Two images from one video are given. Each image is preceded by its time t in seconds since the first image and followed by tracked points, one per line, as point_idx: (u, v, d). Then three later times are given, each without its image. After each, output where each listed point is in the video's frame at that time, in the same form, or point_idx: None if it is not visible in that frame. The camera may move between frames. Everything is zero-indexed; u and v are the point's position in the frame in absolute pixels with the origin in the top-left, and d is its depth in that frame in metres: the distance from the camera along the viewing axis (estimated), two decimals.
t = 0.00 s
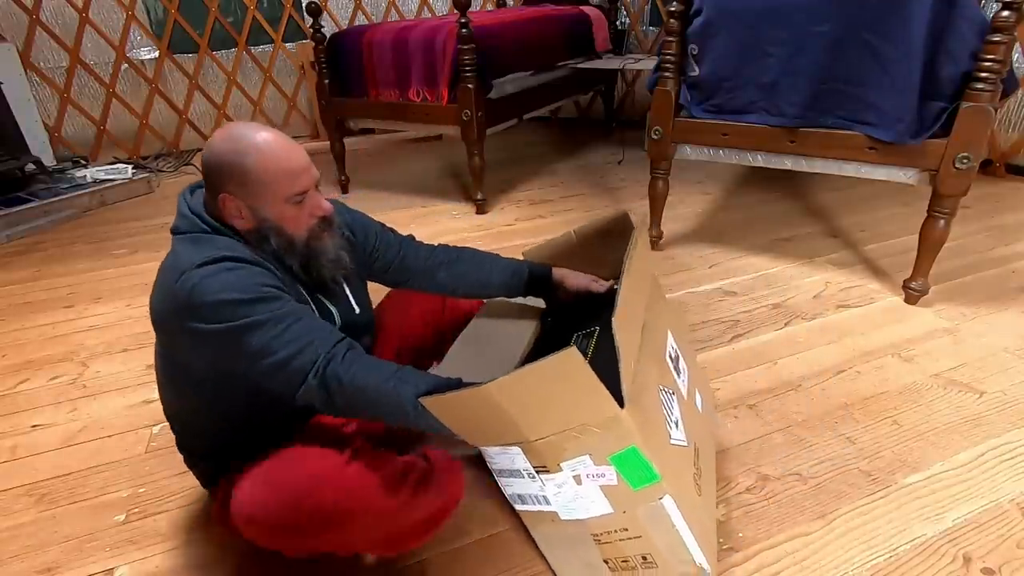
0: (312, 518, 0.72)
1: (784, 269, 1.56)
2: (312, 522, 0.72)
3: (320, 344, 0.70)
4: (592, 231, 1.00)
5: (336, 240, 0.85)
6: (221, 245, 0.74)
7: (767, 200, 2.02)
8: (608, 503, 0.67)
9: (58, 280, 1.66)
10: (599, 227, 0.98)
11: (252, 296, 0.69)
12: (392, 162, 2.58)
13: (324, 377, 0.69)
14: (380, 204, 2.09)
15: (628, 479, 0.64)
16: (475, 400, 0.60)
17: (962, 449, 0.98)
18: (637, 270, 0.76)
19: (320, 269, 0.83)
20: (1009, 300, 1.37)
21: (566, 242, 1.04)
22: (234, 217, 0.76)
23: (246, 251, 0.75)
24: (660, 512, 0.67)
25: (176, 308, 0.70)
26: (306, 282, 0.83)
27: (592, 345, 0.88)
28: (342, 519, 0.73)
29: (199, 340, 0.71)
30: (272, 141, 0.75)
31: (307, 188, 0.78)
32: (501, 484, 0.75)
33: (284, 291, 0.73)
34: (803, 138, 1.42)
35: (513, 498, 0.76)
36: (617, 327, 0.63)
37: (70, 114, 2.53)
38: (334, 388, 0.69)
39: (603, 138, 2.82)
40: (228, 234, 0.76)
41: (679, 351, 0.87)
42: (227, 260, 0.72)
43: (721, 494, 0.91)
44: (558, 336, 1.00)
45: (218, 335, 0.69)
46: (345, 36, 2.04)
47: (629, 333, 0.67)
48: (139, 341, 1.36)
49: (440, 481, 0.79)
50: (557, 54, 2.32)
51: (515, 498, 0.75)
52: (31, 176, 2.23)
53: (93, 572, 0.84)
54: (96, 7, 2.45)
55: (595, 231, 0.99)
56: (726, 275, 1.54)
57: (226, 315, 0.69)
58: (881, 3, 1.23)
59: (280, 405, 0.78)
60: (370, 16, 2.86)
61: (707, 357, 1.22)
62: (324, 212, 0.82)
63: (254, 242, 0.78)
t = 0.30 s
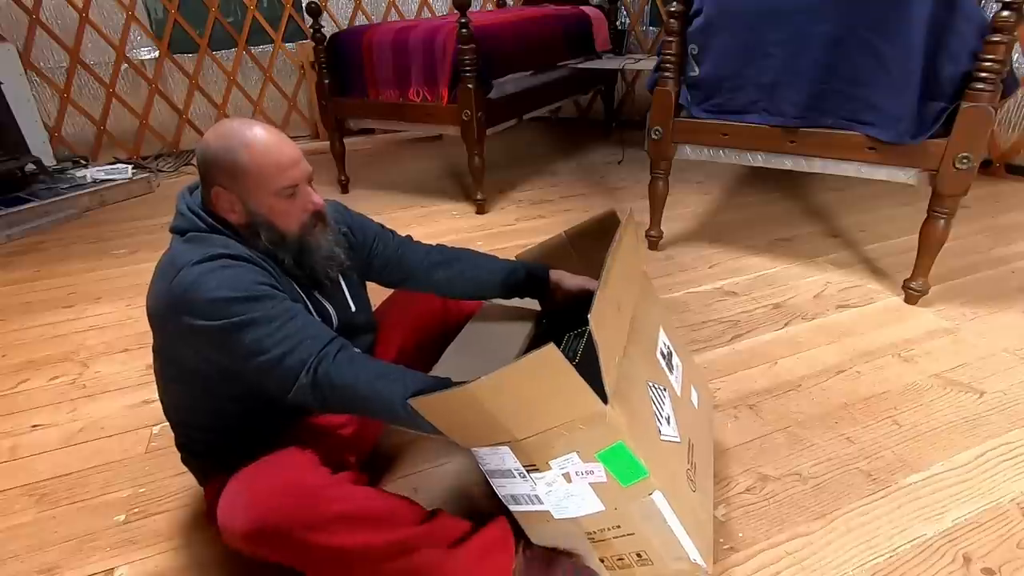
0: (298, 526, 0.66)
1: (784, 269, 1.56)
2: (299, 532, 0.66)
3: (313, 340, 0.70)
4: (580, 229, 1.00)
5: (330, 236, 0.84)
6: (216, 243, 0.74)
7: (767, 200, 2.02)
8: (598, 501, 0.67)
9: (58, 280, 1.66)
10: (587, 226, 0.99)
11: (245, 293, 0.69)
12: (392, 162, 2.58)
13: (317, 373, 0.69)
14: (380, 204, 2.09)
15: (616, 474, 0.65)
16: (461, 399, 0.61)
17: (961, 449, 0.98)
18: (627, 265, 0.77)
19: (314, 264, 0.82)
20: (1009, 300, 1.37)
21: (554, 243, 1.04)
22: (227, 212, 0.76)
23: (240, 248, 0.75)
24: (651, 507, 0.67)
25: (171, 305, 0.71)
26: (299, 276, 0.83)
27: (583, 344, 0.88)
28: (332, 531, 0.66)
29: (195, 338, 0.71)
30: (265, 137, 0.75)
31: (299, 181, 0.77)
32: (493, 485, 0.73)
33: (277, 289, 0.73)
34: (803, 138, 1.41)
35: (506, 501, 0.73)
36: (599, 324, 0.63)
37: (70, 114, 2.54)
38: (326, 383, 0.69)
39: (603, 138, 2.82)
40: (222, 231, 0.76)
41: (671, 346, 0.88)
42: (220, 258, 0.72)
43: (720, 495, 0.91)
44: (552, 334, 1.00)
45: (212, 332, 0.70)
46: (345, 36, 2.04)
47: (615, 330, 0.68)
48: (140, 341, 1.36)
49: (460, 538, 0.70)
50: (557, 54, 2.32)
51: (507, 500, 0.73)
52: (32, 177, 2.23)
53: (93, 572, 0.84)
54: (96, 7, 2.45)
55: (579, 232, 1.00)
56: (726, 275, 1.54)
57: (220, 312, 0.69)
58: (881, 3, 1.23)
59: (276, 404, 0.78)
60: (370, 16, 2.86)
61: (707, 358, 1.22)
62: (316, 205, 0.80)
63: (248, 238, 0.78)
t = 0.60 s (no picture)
0: (295, 545, 0.65)
1: (784, 269, 1.56)
2: (297, 551, 0.65)
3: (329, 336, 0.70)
4: (582, 229, 1.01)
5: (338, 228, 0.84)
6: (230, 233, 0.74)
7: (767, 200, 2.02)
8: (601, 502, 0.68)
9: (58, 280, 1.66)
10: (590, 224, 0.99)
11: (261, 284, 0.69)
12: (392, 162, 2.58)
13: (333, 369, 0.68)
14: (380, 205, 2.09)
15: (620, 476, 0.65)
16: (464, 400, 0.61)
17: (961, 449, 0.98)
18: (629, 265, 0.77)
19: (325, 258, 0.82)
20: (1009, 300, 1.37)
21: (554, 243, 1.04)
22: (233, 202, 0.76)
23: (254, 238, 0.75)
24: (654, 508, 0.67)
25: (185, 296, 0.70)
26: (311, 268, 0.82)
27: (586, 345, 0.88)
28: (329, 548, 0.66)
29: (208, 330, 0.71)
30: (271, 128, 0.75)
31: (306, 173, 0.77)
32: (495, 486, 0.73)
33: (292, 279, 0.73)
34: (803, 138, 1.41)
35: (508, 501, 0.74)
36: (604, 324, 0.62)
37: (70, 114, 2.54)
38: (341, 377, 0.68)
39: (603, 138, 2.82)
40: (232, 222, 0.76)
41: (673, 347, 0.87)
42: (236, 248, 0.72)
43: (721, 495, 0.91)
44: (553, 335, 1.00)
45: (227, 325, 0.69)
46: (345, 36, 2.04)
47: (619, 330, 0.68)
48: (140, 341, 1.36)
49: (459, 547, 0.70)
50: (557, 54, 2.32)
51: (510, 500, 0.74)
52: (32, 177, 2.23)
53: (93, 572, 0.84)
54: (96, 7, 2.45)
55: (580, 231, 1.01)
56: (727, 275, 1.54)
57: (237, 304, 0.69)
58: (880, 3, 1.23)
59: (286, 399, 0.78)
60: (370, 16, 2.86)
61: (708, 358, 1.22)
62: (323, 197, 0.80)
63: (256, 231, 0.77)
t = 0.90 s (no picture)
0: (297, 533, 0.65)
1: (784, 269, 1.56)
2: (297, 539, 0.65)
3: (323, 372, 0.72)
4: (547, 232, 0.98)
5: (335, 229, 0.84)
6: (237, 261, 0.73)
7: (767, 200, 2.02)
8: (578, 496, 0.68)
9: (58, 281, 1.66)
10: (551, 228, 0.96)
11: (265, 325, 0.70)
12: (392, 162, 2.58)
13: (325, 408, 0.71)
14: (380, 205, 2.09)
15: (590, 468, 0.65)
16: (422, 412, 0.62)
17: (962, 449, 0.98)
18: (577, 258, 0.79)
19: (324, 261, 0.82)
20: (1009, 300, 1.37)
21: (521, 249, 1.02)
22: (229, 203, 0.76)
23: (259, 267, 0.74)
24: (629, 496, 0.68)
25: (190, 324, 0.70)
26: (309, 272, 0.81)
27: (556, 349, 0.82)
28: (330, 539, 0.65)
29: (210, 359, 0.71)
30: (267, 127, 0.75)
31: (304, 172, 0.77)
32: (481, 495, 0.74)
33: (295, 314, 0.74)
34: (803, 138, 1.41)
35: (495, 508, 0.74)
36: (540, 318, 0.63)
37: (70, 114, 2.53)
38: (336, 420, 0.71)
39: (603, 138, 2.82)
40: (234, 243, 0.76)
41: (647, 333, 0.88)
42: (241, 281, 0.71)
43: (721, 495, 0.91)
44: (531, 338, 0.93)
45: (228, 359, 0.70)
46: (345, 36, 2.04)
47: (569, 321, 0.69)
48: (140, 341, 1.36)
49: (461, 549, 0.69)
50: (557, 54, 2.32)
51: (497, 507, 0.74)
52: (32, 176, 2.23)
53: (93, 572, 0.84)
54: (96, 7, 2.45)
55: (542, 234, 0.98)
56: (726, 275, 1.54)
57: (239, 341, 0.70)
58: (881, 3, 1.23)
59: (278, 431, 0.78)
60: (370, 16, 2.86)
61: (708, 358, 1.22)
62: (321, 198, 0.80)
63: (254, 236, 0.77)
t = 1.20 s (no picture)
0: (301, 517, 0.65)
1: (784, 269, 1.56)
2: (300, 523, 0.65)
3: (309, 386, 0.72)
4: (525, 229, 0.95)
5: (324, 232, 0.84)
6: (223, 278, 0.73)
7: (767, 200, 2.02)
8: (566, 490, 0.68)
9: (58, 281, 1.66)
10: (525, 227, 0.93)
11: (250, 344, 0.70)
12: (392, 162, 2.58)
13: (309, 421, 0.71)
14: (380, 205, 2.09)
15: (573, 460, 0.66)
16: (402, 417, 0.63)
17: (962, 449, 0.98)
18: (549, 253, 0.80)
19: (313, 265, 0.81)
20: (1009, 300, 1.37)
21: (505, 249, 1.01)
22: (213, 207, 0.75)
23: (246, 283, 0.74)
24: (617, 487, 0.68)
25: (177, 340, 0.71)
26: (298, 276, 0.80)
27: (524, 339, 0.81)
28: (330, 528, 0.65)
29: (198, 375, 0.71)
30: (252, 129, 0.74)
31: (291, 177, 0.77)
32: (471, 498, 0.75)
33: (281, 330, 0.73)
34: (803, 138, 1.41)
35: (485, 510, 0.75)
36: (511, 317, 0.63)
37: (70, 114, 2.53)
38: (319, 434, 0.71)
39: (603, 138, 2.82)
40: (223, 258, 0.75)
41: (631, 323, 0.91)
42: (227, 300, 0.71)
43: (721, 495, 0.91)
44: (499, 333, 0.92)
45: (214, 377, 0.71)
46: (345, 36, 2.04)
47: (544, 314, 0.70)
48: (139, 341, 1.36)
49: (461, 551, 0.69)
50: (557, 54, 2.32)
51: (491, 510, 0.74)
52: (32, 176, 2.23)
53: (93, 572, 0.84)
54: (96, 7, 2.45)
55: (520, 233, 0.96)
56: (727, 275, 1.54)
57: (225, 361, 0.70)
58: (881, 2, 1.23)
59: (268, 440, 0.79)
60: (370, 16, 2.86)
61: (708, 358, 1.22)
62: (307, 201, 0.80)
63: (242, 241, 0.76)
